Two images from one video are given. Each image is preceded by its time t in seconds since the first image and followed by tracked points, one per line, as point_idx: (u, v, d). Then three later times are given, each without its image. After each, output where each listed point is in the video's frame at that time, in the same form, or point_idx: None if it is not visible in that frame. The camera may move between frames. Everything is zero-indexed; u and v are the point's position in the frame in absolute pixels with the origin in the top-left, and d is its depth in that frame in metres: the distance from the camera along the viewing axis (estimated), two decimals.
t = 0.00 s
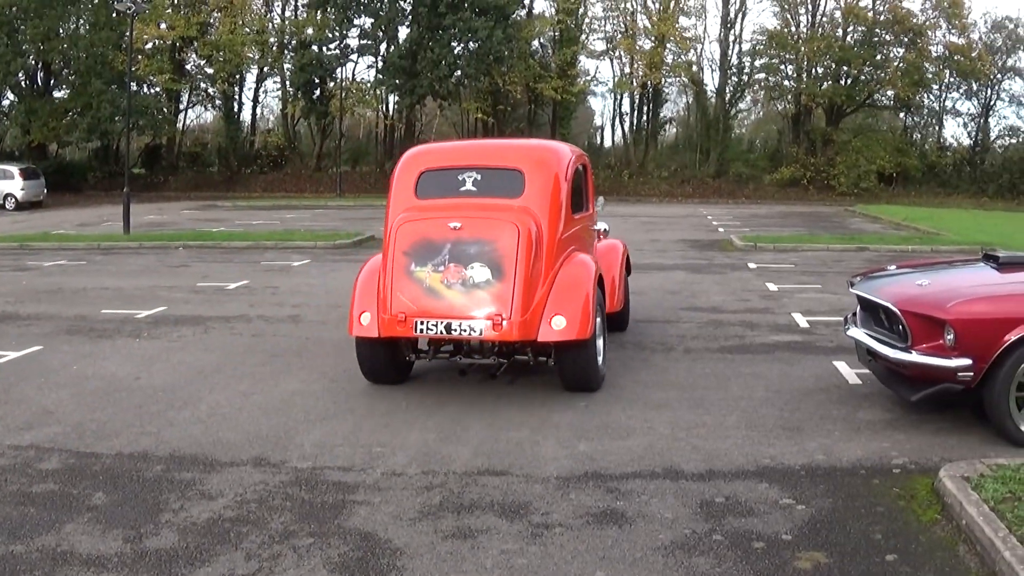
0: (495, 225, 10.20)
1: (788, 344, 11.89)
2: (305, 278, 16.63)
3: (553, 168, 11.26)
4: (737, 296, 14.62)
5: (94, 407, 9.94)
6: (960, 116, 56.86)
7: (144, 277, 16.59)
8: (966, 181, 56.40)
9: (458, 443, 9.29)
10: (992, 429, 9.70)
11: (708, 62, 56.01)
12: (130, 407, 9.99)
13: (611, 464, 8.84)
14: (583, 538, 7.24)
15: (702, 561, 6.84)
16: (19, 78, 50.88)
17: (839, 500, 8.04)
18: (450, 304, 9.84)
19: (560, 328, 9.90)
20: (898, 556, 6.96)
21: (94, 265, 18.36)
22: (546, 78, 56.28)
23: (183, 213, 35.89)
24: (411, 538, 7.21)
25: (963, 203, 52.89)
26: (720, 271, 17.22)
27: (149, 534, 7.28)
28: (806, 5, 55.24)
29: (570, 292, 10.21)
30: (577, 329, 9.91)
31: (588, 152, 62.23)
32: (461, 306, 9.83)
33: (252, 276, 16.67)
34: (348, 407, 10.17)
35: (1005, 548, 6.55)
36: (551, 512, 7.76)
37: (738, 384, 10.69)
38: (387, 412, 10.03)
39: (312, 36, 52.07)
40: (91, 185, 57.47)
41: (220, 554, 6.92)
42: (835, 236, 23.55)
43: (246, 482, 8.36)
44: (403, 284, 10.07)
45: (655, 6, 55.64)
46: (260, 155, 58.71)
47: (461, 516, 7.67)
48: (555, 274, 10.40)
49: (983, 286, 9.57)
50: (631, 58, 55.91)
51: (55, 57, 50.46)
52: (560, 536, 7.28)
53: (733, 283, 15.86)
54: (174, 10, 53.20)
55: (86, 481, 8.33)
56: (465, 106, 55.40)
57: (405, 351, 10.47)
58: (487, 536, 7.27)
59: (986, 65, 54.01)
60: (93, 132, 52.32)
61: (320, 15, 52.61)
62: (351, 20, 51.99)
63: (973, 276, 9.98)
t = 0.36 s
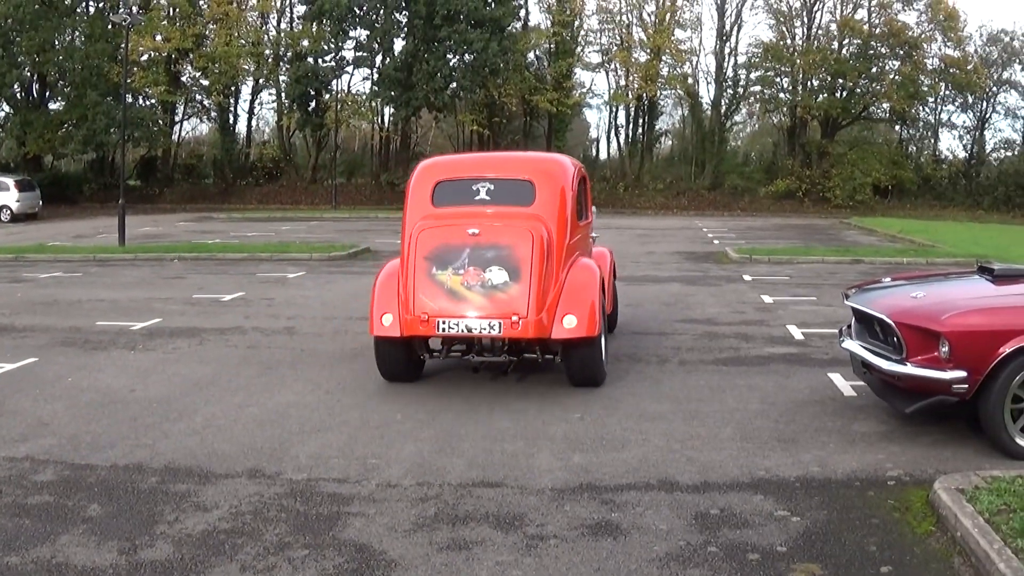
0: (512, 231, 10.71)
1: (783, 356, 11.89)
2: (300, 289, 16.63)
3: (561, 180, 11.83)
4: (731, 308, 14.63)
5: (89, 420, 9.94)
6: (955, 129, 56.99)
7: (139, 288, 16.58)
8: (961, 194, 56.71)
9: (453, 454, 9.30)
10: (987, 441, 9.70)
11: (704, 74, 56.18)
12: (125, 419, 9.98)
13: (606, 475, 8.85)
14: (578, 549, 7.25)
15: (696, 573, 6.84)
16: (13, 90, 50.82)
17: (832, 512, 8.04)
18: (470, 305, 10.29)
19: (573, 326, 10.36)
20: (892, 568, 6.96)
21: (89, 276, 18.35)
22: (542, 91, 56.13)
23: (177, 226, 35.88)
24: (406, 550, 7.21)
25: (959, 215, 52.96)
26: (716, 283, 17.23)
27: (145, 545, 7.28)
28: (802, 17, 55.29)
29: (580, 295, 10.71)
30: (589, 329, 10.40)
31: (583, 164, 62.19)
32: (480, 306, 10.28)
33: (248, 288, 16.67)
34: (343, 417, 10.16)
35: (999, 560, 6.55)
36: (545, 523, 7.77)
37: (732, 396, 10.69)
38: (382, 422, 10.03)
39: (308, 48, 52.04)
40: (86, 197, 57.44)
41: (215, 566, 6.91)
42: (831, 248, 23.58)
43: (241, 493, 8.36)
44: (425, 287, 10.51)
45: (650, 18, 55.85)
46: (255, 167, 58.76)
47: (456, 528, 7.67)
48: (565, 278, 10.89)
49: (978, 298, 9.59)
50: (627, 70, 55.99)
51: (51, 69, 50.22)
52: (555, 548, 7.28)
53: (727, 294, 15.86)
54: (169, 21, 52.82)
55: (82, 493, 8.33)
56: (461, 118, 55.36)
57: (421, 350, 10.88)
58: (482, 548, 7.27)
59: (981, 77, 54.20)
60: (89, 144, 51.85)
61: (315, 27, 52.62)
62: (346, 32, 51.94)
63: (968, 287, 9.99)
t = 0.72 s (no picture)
0: (549, 234, 11.13)
1: (816, 369, 11.38)
2: (312, 298, 16.18)
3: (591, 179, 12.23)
4: (761, 319, 14.12)
5: (90, 433, 9.50)
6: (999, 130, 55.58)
7: (144, 296, 16.16)
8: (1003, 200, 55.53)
9: (471, 470, 8.84)
10: None
11: (732, 75, 55.40)
12: (129, 432, 9.55)
13: (631, 493, 8.36)
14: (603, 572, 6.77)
15: None
16: (12, 88, 50.22)
17: (870, 533, 7.54)
18: (510, 305, 10.68)
19: (608, 324, 10.75)
20: None
21: (91, 284, 17.94)
22: (564, 91, 55.60)
23: (184, 231, 35.41)
24: (421, 572, 6.74)
25: (1000, 222, 51.81)
26: (745, 293, 16.71)
27: (147, 566, 6.84)
28: (836, 14, 54.12)
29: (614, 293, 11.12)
30: (624, 327, 10.81)
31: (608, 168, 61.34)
32: (520, 306, 10.68)
33: (257, 297, 16.22)
34: (356, 430, 9.71)
35: None
36: (568, 544, 7.29)
37: (763, 411, 10.20)
38: (398, 435, 9.59)
39: (320, 47, 51.87)
40: (88, 200, 56.96)
41: None
42: (864, 257, 22.95)
43: (249, 511, 7.91)
44: (465, 288, 10.89)
45: (677, 16, 55.14)
46: (265, 169, 58.25)
47: (474, 548, 7.20)
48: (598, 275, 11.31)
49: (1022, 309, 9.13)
50: (652, 70, 55.28)
51: (51, 67, 49.80)
52: (578, 570, 6.81)
53: (758, 304, 15.36)
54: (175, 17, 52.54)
55: (82, 510, 7.88)
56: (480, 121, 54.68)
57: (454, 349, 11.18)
58: (501, 569, 6.80)
59: None
60: (90, 144, 51.87)
61: (327, 25, 52.63)
62: (360, 29, 51.59)
63: (1012, 298, 9.52)
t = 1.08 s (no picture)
0: (569, 234, 11.31)
1: (840, 380, 10.89)
2: (312, 305, 15.71)
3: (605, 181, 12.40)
4: (781, 327, 13.63)
5: (76, 446, 9.00)
6: None
7: (137, 302, 15.68)
8: None
9: (476, 486, 8.34)
10: None
11: (754, 69, 54.55)
12: (117, 445, 9.06)
13: (644, 510, 7.87)
14: None
15: None
16: None
17: (896, 553, 7.06)
18: (533, 302, 10.84)
19: (628, 321, 10.96)
20: None
21: (80, 289, 17.47)
22: (575, 88, 55.50)
23: (176, 234, 34.93)
24: None
25: None
26: (763, 299, 16.23)
27: None
28: (864, 7, 53.56)
29: (630, 291, 11.32)
30: (642, 325, 11.03)
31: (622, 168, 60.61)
32: (542, 304, 10.85)
33: (255, 303, 15.73)
34: (356, 442, 9.23)
35: None
36: (578, 563, 6.80)
37: (784, 423, 9.72)
38: (399, 449, 9.08)
39: (319, 41, 51.51)
40: (74, 202, 56.19)
41: None
42: (888, 262, 22.42)
43: (243, 528, 7.42)
44: (488, 286, 11.02)
45: (695, 7, 54.36)
46: (262, 170, 57.73)
47: (479, 568, 6.71)
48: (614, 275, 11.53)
49: None
50: (669, 65, 54.48)
51: (36, 59, 49.28)
52: None
53: (778, 312, 14.87)
54: (167, 10, 52.37)
55: (67, 527, 7.40)
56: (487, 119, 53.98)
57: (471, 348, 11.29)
58: None
59: None
60: (77, 143, 51.24)
61: (328, 18, 51.86)
62: (362, 23, 51.05)
63: None
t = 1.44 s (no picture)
0: (550, 247, 11.66)
1: (810, 405, 10.88)
2: (284, 312, 15.60)
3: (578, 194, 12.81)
4: (753, 349, 13.65)
5: (41, 446, 8.93)
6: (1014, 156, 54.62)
7: (107, 302, 15.54)
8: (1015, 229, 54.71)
9: (443, 501, 8.30)
10: None
11: (733, 90, 54.64)
12: (82, 447, 8.98)
13: (610, 531, 7.84)
14: None
15: None
16: None
17: None
18: (515, 311, 11.18)
19: (602, 329, 11.38)
20: None
21: (52, 286, 17.29)
22: (557, 102, 54.50)
23: (150, 234, 34.60)
24: None
25: (1007, 253, 51.09)
26: (737, 321, 16.25)
27: None
28: (846, 31, 53.90)
29: (602, 302, 11.75)
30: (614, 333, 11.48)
31: (600, 185, 59.80)
32: (524, 312, 11.19)
33: (226, 307, 15.62)
34: (324, 453, 9.17)
35: None
36: None
37: (752, 447, 9.70)
38: (366, 461, 9.03)
39: (301, 45, 51.48)
40: (49, 196, 55.64)
41: None
42: (862, 286, 22.48)
43: (206, 536, 7.35)
44: (472, 294, 11.31)
45: (678, 27, 54.44)
46: (240, 173, 57.01)
47: None
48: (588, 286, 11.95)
49: None
50: (650, 84, 54.29)
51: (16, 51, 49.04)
52: None
53: (751, 333, 14.89)
54: (150, 8, 52.14)
55: (28, 529, 7.31)
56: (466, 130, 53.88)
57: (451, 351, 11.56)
58: None
59: None
60: (55, 137, 50.66)
61: (311, 23, 52.15)
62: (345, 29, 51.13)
63: (1019, 338, 9.05)
